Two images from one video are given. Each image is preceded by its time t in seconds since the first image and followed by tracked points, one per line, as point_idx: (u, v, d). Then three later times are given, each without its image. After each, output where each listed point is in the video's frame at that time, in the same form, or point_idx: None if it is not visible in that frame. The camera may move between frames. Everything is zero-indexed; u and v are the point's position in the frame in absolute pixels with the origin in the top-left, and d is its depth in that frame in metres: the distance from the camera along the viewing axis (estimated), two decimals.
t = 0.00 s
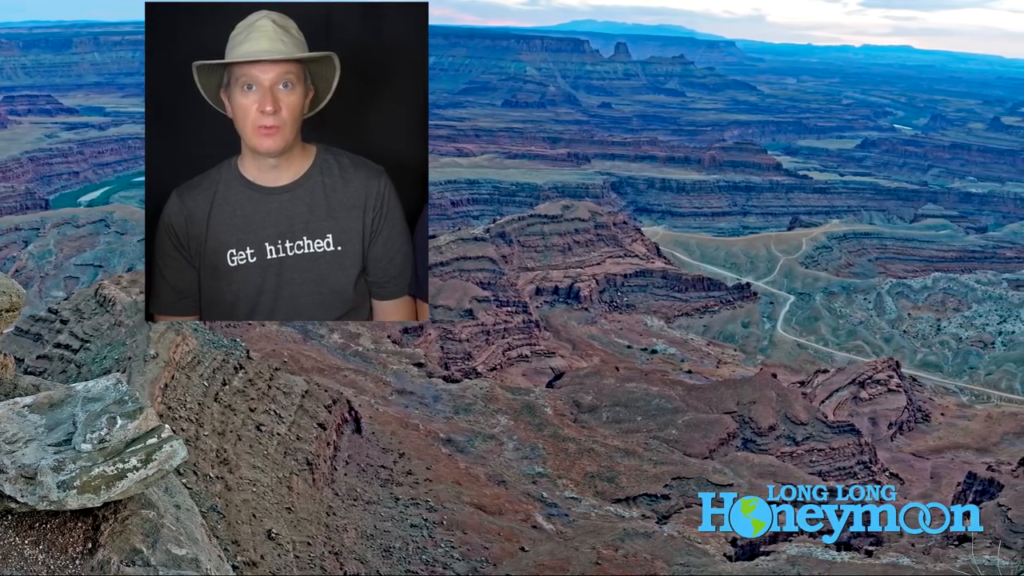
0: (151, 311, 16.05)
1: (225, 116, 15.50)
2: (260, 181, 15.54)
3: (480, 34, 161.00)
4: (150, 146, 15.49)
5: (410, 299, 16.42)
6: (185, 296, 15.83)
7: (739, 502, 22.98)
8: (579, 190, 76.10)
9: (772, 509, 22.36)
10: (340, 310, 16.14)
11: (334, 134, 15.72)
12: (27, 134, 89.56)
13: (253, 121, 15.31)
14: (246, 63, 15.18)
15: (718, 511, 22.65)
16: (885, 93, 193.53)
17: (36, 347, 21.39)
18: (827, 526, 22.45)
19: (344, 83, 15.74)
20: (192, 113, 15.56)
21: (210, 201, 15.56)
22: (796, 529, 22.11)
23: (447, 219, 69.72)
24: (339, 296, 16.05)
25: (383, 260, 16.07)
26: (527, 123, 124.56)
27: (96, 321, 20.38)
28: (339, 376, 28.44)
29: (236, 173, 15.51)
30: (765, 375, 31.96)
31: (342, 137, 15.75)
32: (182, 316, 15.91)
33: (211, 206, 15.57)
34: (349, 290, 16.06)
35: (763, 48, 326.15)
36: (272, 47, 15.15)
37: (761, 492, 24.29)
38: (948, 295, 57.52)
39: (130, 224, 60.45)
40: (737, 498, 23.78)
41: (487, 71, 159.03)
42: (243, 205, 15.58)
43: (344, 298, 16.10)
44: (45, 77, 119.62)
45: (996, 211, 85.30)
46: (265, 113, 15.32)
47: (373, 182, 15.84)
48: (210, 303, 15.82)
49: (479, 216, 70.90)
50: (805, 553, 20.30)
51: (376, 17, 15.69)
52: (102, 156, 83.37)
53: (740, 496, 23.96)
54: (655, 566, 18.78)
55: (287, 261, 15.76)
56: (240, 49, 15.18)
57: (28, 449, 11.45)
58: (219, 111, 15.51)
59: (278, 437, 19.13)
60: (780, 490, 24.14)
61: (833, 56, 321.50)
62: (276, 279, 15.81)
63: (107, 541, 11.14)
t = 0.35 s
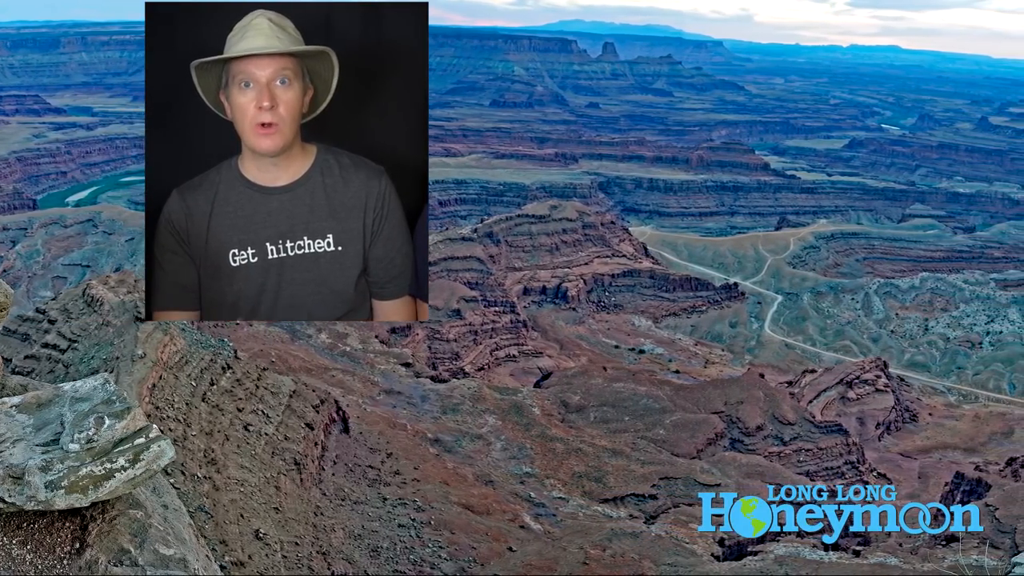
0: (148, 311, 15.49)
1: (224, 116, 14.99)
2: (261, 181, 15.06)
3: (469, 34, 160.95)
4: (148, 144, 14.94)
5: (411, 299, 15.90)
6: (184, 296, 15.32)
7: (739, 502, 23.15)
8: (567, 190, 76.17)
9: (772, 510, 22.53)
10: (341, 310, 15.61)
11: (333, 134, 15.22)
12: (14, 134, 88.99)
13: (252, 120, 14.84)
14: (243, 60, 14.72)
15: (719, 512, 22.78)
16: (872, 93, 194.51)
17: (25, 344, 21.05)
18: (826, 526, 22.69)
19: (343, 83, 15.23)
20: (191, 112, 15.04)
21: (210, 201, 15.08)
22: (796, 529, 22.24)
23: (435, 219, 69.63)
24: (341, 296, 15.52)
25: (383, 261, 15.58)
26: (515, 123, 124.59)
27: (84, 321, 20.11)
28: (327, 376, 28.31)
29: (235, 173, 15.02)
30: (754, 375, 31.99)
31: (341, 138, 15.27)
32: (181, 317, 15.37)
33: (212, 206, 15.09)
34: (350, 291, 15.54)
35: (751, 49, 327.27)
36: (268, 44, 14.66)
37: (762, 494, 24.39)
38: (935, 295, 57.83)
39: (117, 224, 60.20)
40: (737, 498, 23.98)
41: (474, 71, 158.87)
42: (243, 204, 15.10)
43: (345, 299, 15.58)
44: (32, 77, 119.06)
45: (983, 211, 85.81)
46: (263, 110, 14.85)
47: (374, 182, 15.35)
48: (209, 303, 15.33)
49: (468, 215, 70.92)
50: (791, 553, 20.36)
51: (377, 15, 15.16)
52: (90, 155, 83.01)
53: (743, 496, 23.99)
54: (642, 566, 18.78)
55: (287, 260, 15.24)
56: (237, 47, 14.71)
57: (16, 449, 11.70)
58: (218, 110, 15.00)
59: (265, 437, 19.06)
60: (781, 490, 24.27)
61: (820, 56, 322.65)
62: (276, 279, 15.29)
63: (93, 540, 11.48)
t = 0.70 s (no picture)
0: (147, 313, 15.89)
1: (227, 118, 15.42)
2: (261, 183, 15.47)
3: (457, 34, 160.57)
4: (149, 146, 15.41)
5: (411, 299, 16.27)
6: (184, 298, 15.70)
7: (739, 501, 23.11)
8: (555, 190, 76.17)
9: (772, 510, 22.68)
10: (341, 311, 16.00)
11: (333, 133, 15.61)
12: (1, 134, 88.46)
13: (252, 124, 15.23)
14: (245, 64, 15.11)
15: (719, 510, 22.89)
16: (860, 92, 195.19)
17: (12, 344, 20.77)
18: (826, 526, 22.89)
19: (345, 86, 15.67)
20: (193, 114, 15.49)
21: (209, 203, 15.50)
22: (796, 530, 22.44)
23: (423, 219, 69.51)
24: (339, 297, 15.90)
25: (382, 261, 15.95)
26: (503, 123, 124.50)
27: (72, 321, 19.83)
28: (315, 376, 28.22)
29: (235, 175, 15.44)
30: (742, 375, 32.05)
31: (341, 139, 15.66)
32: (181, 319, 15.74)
33: (211, 207, 15.50)
34: (349, 291, 15.92)
35: (739, 49, 327.96)
36: (275, 51, 15.12)
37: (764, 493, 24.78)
38: (923, 295, 58.08)
39: (105, 224, 59.90)
40: (737, 498, 23.95)
41: (463, 71, 158.71)
42: (242, 206, 15.51)
43: (344, 300, 15.95)
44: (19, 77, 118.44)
45: (971, 211, 86.24)
46: (264, 117, 15.23)
47: (372, 182, 15.75)
48: (210, 304, 15.72)
49: (456, 215, 70.87)
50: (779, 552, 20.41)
51: (377, 18, 15.69)
52: (77, 155, 82.62)
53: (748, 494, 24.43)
54: (630, 566, 18.76)
55: (286, 261, 15.65)
56: (242, 51, 15.12)
57: (5, 449, 11.93)
58: (220, 112, 15.44)
59: (253, 436, 18.98)
60: (781, 490, 24.44)
61: (809, 56, 323.54)
62: (276, 280, 15.70)
63: (81, 538, 11.81)
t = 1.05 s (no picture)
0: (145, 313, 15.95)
1: (226, 118, 15.43)
2: (260, 184, 15.53)
3: (444, 34, 160.73)
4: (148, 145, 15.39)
5: (411, 299, 16.38)
6: (183, 299, 15.77)
7: (738, 501, 23.11)
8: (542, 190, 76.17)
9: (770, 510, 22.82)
10: (340, 313, 16.11)
11: (334, 134, 15.64)
12: None
13: (253, 125, 15.29)
14: (248, 64, 15.14)
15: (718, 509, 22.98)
16: (847, 92, 195.99)
17: None
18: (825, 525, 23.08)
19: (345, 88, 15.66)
20: (192, 112, 15.48)
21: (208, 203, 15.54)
22: (794, 528, 22.68)
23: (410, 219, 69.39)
24: (339, 299, 16.02)
25: (381, 263, 16.08)
26: (490, 123, 124.45)
27: (60, 320, 19.64)
28: (302, 376, 28.10)
29: (234, 175, 15.48)
30: (730, 375, 32.11)
31: (341, 139, 15.69)
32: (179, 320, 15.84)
33: (211, 208, 15.55)
34: (348, 293, 16.03)
35: (727, 49, 328.89)
36: (279, 52, 15.14)
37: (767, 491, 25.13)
38: (911, 295, 58.37)
39: (93, 224, 59.57)
40: (738, 497, 23.91)
41: (450, 71, 158.60)
42: (241, 207, 15.56)
43: (343, 301, 16.07)
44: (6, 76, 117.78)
45: (959, 211, 86.74)
46: (265, 118, 15.28)
47: (372, 183, 15.84)
48: (208, 306, 15.82)
49: (444, 215, 70.84)
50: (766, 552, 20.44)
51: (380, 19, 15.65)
52: (65, 155, 82.20)
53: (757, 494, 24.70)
54: (618, 566, 18.75)
55: (285, 263, 15.75)
56: (245, 51, 15.15)
57: None
58: (219, 110, 15.44)
59: (241, 437, 18.87)
60: (782, 490, 24.59)
61: (796, 56, 324.65)
62: (275, 281, 15.80)
63: (69, 539, 11.82)
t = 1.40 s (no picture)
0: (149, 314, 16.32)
1: (225, 120, 15.75)
2: (259, 184, 15.82)
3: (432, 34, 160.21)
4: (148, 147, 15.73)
5: (411, 300, 16.71)
6: (185, 300, 16.14)
7: (739, 501, 23.14)
8: (531, 190, 76.22)
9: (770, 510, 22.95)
10: (340, 313, 16.44)
11: (333, 134, 15.97)
12: None
13: (250, 126, 15.62)
14: (244, 66, 15.47)
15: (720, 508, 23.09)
16: (835, 92, 196.72)
17: None
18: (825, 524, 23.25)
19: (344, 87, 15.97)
20: (192, 113, 15.81)
21: (209, 204, 15.85)
22: (795, 528, 22.88)
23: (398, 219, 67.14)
24: (339, 299, 16.34)
25: (381, 264, 16.40)
26: (478, 123, 124.27)
27: (48, 321, 19.39)
28: (290, 376, 28.01)
29: (233, 177, 15.77)
30: (718, 376, 32.11)
31: (341, 139, 16.03)
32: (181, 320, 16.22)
33: (211, 210, 15.85)
34: (348, 293, 16.34)
35: (715, 49, 329.37)
36: (274, 52, 15.46)
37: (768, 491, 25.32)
38: (899, 295, 58.62)
39: (81, 224, 59.25)
40: (737, 498, 23.97)
41: (438, 71, 157.99)
42: (241, 208, 15.86)
43: (343, 303, 16.39)
44: None
45: (946, 211, 87.19)
46: (262, 120, 15.60)
47: (371, 184, 16.16)
48: (209, 307, 16.18)
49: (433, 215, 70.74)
50: (753, 553, 20.48)
51: (375, 16, 15.94)
52: (52, 156, 81.73)
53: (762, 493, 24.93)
54: (605, 566, 18.76)
55: (285, 264, 16.05)
56: (242, 52, 15.48)
57: None
58: (217, 110, 15.76)
59: (229, 437, 18.77)
60: (782, 490, 24.81)
61: (784, 56, 325.49)
62: (274, 283, 16.11)
63: (56, 538, 11.96)
